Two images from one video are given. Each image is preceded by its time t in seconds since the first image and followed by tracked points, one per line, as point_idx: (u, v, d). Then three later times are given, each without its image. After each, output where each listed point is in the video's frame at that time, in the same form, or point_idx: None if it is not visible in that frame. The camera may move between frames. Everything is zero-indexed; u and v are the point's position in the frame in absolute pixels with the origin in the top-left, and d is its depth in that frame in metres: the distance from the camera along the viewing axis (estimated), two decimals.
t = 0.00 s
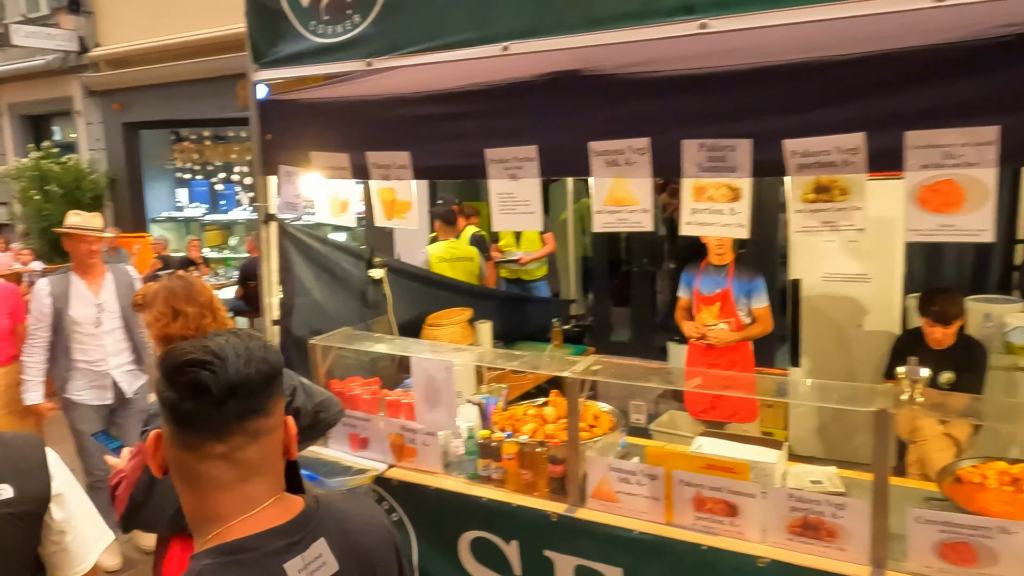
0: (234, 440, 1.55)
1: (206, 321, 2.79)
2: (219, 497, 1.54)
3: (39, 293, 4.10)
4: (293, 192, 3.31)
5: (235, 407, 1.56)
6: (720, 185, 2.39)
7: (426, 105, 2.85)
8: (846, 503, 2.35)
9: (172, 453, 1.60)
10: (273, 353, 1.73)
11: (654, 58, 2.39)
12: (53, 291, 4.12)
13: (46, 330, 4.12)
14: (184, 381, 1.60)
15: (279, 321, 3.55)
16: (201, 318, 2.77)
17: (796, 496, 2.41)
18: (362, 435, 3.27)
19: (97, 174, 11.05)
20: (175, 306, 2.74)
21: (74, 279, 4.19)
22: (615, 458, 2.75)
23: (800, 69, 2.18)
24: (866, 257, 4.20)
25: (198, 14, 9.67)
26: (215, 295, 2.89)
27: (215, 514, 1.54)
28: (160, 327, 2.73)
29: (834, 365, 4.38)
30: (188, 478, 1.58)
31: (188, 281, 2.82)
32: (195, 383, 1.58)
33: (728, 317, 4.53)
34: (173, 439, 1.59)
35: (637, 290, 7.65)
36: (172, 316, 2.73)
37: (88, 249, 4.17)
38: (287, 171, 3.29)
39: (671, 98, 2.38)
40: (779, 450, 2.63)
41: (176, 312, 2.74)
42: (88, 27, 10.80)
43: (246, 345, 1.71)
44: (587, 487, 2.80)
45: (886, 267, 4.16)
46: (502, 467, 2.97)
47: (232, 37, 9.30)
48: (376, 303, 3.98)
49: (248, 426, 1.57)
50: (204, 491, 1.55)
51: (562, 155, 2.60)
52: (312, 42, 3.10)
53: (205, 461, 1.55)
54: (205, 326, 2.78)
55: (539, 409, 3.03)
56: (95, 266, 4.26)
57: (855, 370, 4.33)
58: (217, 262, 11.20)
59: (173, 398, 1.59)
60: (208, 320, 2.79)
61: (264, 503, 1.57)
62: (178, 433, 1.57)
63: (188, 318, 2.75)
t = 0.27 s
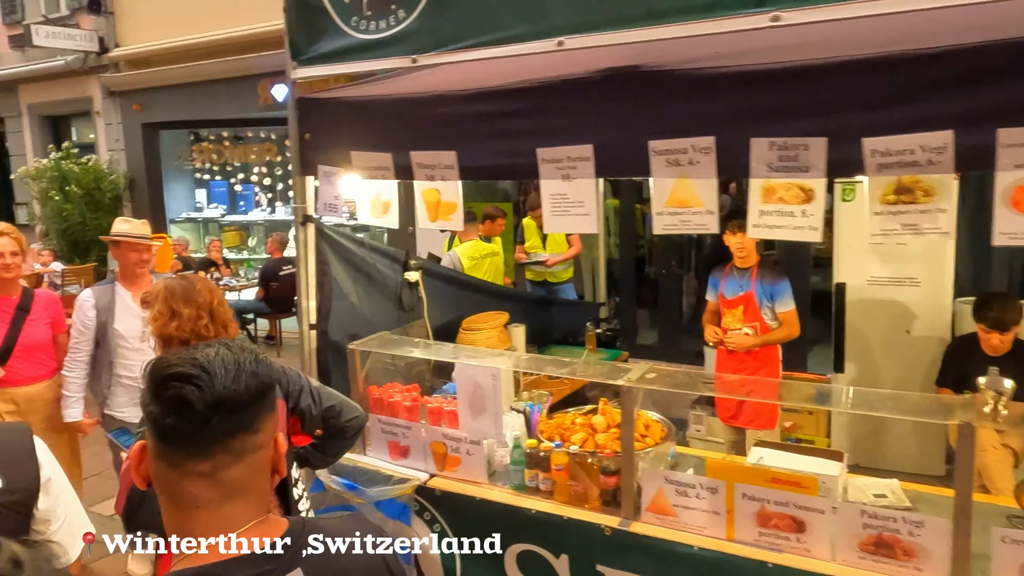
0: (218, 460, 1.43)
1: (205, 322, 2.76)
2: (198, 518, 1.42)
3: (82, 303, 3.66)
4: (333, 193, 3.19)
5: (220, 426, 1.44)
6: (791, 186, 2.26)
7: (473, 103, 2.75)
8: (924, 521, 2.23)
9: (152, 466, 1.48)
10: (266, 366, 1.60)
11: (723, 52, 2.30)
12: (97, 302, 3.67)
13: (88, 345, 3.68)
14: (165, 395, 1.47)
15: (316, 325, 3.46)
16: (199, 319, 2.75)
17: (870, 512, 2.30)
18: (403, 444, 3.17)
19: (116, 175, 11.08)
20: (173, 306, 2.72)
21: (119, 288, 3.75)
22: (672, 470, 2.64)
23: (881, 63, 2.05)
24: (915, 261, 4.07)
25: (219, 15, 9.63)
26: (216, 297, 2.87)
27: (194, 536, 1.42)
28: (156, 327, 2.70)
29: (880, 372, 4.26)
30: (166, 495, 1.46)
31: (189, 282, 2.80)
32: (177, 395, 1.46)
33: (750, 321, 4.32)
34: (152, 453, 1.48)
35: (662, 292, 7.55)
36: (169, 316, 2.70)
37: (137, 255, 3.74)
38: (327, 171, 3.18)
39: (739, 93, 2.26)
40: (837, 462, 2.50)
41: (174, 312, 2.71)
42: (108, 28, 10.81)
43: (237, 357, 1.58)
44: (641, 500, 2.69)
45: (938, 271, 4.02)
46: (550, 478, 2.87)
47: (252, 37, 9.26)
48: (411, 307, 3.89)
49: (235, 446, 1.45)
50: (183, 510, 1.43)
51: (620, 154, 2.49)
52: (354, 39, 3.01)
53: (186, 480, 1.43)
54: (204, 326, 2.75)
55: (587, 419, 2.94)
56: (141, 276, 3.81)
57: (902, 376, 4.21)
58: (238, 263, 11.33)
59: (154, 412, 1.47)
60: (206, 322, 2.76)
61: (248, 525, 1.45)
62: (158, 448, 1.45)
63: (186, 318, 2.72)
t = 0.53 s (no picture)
0: (217, 462, 1.37)
1: (232, 322, 2.65)
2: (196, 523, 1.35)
3: (140, 304, 3.46)
4: (377, 195, 3.08)
5: (220, 427, 1.38)
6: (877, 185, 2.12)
7: (529, 100, 2.65)
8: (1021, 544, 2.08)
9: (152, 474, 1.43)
10: (271, 373, 1.57)
11: (803, 43, 2.22)
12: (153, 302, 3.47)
13: (144, 348, 3.46)
14: (164, 397, 1.44)
15: (358, 330, 3.35)
16: (226, 318, 2.63)
17: (961, 533, 2.16)
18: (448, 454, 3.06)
19: (138, 177, 11.07)
20: (199, 305, 2.61)
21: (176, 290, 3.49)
22: (740, 484, 2.51)
23: (979, 54, 1.94)
24: (973, 264, 3.93)
25: (242, 15, 9.58)
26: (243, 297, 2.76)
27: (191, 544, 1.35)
28: (183, 327, 2.59)
29: (934, 378, 4.14)
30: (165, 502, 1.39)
31: (215, 280, 2.70)
32: (175, 398, 1.41)
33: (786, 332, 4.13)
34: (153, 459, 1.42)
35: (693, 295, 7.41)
36: (195, 316, 2.59)
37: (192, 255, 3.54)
38: (371, 171, 3.08)
39: (821, 88, 2.16)
40: (914, 477, 2.37)
41: (199, 311, 2.60)
42: (130, 29, 10.80)
43: (242, 364, 1.54)
44: (706, 516, 2.56)
45: (998, 276, 3.88)
46: (607, 491, 2.74)
47: (275, 38, 9.19)
48: (452, 311, 3.78)
49: (235, 448, 1.39)
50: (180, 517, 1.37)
51: (689, 152, 2.37)
52: (401, 33, 2.90)
53: (183, 483, 1.36)
54: (231, 326, 2.64)
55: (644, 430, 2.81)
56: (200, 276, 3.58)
57: (958, 383, 4.09)
58: (259, 265, 11.23)
59: (154, 416, 1.42)
60: (233, 321, 2.65)
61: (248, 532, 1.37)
62: (158, 451, 1.40)
63: (212, 317, 2.60)
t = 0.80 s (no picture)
0: (229, 459, 1.44)
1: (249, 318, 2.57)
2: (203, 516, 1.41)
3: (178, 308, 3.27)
4: (408, 192, 2.99)
5: (231, 427, 1.44)
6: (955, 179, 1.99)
7: (570, 91, 2.52)
8: None
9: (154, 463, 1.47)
10: (273, 367, 1.61)
11: (870, 28, 2.04)
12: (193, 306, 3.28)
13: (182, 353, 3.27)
14: (175, 395, 1.46)
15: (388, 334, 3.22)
16: (243, 315, 2.55)
17: None
18: (484, 462, 2.93)
19: (156, 177, 11.05)
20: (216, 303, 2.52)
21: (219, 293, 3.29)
22: (797, 498, 2.37)
23: None
24: None
25: (260, 14, 9.51)
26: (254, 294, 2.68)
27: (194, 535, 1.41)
28: (199, 327, 2.49)
29: (985, 383, 3.96)
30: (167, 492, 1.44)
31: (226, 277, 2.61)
32: (189, 398, 1.44)
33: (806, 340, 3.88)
34: (158, 450, 1.47)
35: (720, 297, 7.24)
36: (212, 314, 2.50)
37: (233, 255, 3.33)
38: (402, 167, 2.97)
39: (891, 74, 2.00)
40: (982, 489, 2.22)
41: (217, 308, 2.51)
42: (149, 30, 10.77)
43: (246, 359, 1.59)
44: (761, 531, 2.41)
45: None
46: (653, 503, 2.59)
47: (294, 36, 9.10)
48: (483, 314, 3.64)
49: (244, 445, 1.46)
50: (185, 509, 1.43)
51: (744, 144, 2.22)
52: (434, 24, 2.79)
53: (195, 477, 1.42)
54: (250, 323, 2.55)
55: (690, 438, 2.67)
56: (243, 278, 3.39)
57: (1013, 389, 3.90)
58: (277, 267, 11.14)
59: (163, 410, 1.45)
60: (252, 318, 2.58)
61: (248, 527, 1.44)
62: (166, 445, 1.44)
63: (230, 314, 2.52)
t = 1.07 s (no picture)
0: (251, 433, 1.42)
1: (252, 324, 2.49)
2: (227, 491, 1.40)
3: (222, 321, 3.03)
4: (443, 194, 2.85)
5: (254, 401, 1.43)
6: None
7: (618, 87, 2.39)
8: None
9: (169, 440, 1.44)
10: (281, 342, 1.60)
11: (952, 17, 1.90)
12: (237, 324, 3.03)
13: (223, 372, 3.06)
14: (195, 369, 1.43)
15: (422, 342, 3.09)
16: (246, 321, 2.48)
17: None
18: (523, 478, 2.79)
19: (176, 180, 11.03)
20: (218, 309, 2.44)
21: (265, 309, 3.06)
22: (865, 521, 2.21)
23: None
24: None
25: (280, 16, 9.45)
26: (256, 300, 2.61)
27: (217, 510, 1.40)
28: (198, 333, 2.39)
29: None
30: (186, 468, 1.42)
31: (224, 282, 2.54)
32: (213, 372, 1.42)
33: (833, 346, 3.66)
34: (173, 426, 1.43)
35: (749, 301, 7.09)
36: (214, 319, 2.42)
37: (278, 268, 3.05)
38: (437, 169, 2.83)
39: (976, 66, 1.85)
40: None
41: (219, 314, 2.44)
42: (169, 32, 10.76)
43: (256, 333, 1.56)
44: (826, 555, 2.26)
45: None
46: (707, 524, 2.44)
47: (315, 38, 9.04)
48: (517, 320, 3.50)
49: (264, 420, 1.45)
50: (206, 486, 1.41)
51: (811, 142, 2.08)
52: (472, 18, 2.66)
53: (217, 453, 1.40)
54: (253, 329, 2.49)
55: (744, 455, 2.50)
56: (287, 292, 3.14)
57: None
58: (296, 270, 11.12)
59: (182, 387, 1.42)
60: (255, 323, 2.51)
61: (266, 502, 1.44)
62: (184, 422, 1.41)
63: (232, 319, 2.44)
